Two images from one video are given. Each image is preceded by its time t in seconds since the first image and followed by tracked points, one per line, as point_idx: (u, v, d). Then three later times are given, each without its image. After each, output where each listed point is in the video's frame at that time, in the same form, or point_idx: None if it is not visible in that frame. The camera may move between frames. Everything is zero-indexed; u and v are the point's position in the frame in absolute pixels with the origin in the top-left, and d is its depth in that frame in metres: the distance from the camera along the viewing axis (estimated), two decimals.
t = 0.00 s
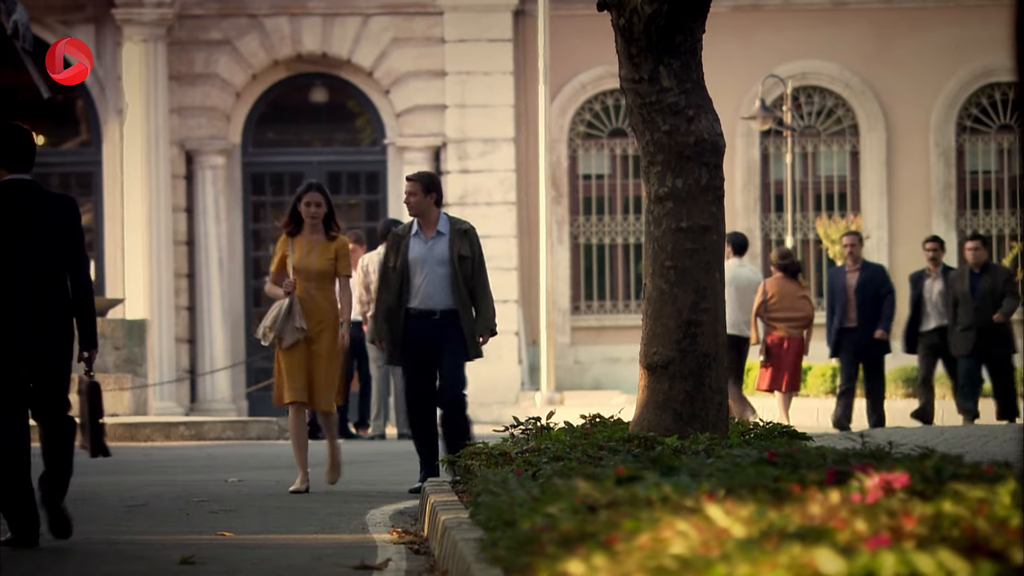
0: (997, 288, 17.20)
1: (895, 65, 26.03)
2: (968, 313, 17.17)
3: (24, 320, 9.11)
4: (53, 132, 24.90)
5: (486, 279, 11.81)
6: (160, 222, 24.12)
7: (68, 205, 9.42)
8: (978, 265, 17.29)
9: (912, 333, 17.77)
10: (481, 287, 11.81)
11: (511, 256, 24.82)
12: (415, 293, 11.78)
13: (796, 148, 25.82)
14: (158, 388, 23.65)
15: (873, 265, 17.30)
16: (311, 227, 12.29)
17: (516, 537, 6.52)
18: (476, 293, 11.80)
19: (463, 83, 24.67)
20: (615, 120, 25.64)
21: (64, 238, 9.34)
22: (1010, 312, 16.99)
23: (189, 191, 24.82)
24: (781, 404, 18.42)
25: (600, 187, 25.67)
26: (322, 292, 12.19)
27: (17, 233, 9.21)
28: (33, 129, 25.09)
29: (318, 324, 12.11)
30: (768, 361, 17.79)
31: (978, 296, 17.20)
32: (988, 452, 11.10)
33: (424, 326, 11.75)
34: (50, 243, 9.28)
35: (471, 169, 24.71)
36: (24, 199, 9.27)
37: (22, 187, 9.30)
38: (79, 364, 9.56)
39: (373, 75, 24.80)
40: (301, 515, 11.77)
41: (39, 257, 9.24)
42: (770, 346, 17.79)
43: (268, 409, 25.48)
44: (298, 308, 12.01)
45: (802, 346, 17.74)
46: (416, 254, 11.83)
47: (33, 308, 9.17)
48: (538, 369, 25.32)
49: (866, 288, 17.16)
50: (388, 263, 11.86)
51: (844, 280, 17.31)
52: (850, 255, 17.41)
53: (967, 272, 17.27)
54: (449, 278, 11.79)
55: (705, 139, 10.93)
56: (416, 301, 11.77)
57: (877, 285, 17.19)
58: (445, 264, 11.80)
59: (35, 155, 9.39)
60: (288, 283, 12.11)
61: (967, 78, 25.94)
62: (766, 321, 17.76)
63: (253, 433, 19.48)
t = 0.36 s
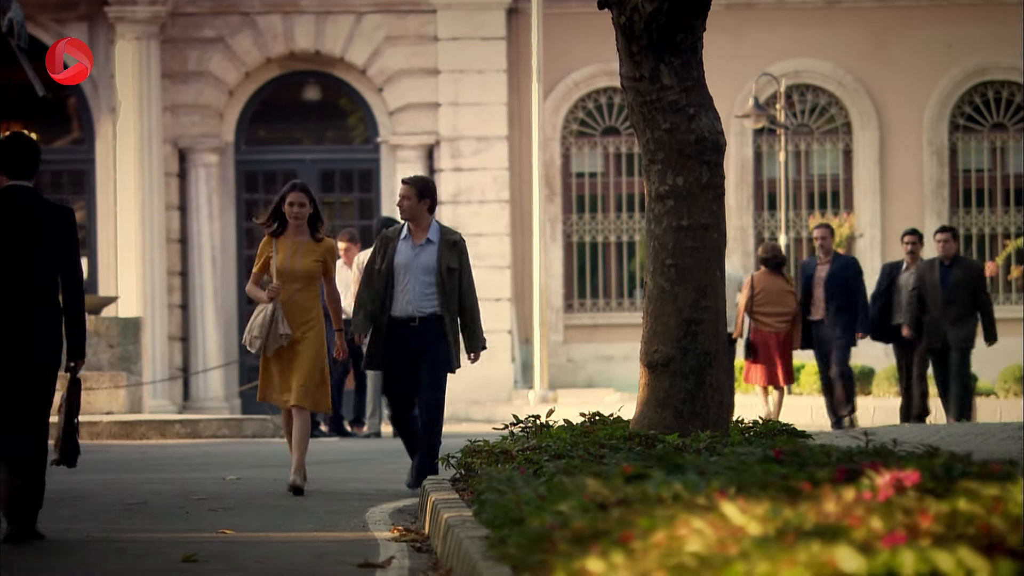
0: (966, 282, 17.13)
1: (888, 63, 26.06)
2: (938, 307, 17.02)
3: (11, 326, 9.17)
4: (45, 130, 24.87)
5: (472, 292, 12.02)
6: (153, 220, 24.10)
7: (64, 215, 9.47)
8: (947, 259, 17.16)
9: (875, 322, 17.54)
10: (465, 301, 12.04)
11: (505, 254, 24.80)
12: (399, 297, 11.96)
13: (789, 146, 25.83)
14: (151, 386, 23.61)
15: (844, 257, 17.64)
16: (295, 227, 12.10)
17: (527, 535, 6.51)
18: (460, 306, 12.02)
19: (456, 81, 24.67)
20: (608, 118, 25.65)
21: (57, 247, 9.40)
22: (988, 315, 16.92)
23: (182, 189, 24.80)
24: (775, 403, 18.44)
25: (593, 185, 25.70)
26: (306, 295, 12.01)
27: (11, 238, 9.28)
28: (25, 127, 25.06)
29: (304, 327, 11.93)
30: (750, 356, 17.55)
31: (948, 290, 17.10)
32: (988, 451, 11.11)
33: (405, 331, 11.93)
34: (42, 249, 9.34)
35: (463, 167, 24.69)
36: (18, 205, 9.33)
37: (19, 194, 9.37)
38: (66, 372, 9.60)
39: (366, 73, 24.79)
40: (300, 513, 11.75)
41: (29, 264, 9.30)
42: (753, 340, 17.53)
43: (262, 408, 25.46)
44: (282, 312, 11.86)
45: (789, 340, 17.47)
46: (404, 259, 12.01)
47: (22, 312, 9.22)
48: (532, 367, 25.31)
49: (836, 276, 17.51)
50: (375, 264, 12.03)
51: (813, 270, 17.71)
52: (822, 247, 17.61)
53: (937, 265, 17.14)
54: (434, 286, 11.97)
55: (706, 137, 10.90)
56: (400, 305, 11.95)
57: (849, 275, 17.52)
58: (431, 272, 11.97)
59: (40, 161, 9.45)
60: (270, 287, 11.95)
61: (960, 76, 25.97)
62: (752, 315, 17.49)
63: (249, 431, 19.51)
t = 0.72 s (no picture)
0: (942, 280, 16.87)
1: (886, 62, 26.09)
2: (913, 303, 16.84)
3: (9, 315, 9.52)
4: (43, 129, 24.86)
5: (457, 283, 11.86)
6: (152, 219, 24.08)
7: (65, 212, 9.77)
8: (925, 255, 16.96)
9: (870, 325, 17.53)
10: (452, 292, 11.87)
11: (503, 254, 24.78)
12: (386, 300, 11.86)
13: (788, 146, 25.83)
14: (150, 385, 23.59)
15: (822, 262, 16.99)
16: (287, 223, 12.20)
17: (541, 534, 6.50)
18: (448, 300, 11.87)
19: (455, 80, 24.68)
20: (606, 118, 25.68)
21: (58, 242, 9.70)
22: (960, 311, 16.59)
23: (181, 188, 24.79)
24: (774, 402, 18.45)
25: (591, 184, 25.71)
26: (298, 289, 12.12)
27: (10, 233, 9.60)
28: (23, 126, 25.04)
29: (295, 322, 12.01)
30: (741, 361, 17.67)
31: (924, 287, 16.89)
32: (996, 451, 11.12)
33: (397, 335, 11.84)
34: (42, 246, 9.65)
35: (462, 167, 24.70)
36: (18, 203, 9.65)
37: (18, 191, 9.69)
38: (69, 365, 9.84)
39: (365, 72, 24.77)
40: (304, 511, 11.72)
41: (28, 260, 9.62)
42: (742, 344, 17.67)
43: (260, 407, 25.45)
44: (275, 305, 11.94)
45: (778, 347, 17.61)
46: (387, 262, 11.91)
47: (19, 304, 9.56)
48: (530, 366, 25.31)
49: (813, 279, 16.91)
50: (360, 272, 11.98)
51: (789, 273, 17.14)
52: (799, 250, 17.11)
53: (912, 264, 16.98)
54: (419, 284, 11.86)
55: (711, 136, 10.90)
56: (388, 309, 11.86)
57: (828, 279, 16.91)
58: (416, 270, 11.88)
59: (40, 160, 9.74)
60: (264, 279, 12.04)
61: (958, 76, 25.99)
62: (742, 320, 17.65)
63: (250, 430, 19.47)
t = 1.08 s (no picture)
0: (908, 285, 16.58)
1: (886, 60, 26.11)
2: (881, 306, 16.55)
3: (13, 315, 9.50)
4: (43, 126, 24.85)
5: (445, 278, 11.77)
6: (152, 216, 24.07)
7: (61, 207, 9.80)
8: (893, 258, 16.72)
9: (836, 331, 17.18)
10: (437, 289, 11.78)
11: (504, 251, 24.77)
12: (372, 292, 11.68)
13: (788, 143, 25.83)
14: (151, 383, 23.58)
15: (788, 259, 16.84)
16: (271, 214, 11.79)
17: (554, 531, 6.49)
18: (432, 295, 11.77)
19: (455, 78, 24.66)
20: (606, 115, 25.70)
21: (56, 239, 9.72)
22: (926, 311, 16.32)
23: (181, 185, 24.78)
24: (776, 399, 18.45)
25: (591, 182, 25.71)
26: (282, 282, 11.69)
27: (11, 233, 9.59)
28: (23, 124, 25.04)
29: (279, 319, 11.62)
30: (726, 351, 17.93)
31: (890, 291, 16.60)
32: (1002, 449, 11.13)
33: (379, 326, 11.66)
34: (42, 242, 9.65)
35: (462, 164, 24.68)
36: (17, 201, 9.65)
37: (16, 190, 9.68)
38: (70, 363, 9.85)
39: (365, 69, 24.77)
40: (310, 509, 11.69)
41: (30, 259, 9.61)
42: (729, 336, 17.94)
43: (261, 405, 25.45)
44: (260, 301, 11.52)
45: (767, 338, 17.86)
46: (373, 250, 11.72)
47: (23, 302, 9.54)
48: (530, 363, 25.31)
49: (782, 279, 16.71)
50: (343, 258, 11.71)
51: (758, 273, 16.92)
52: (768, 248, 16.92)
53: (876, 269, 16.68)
54: (406, 276, 11.71)
55: (717, 134, 10.86)
56: (372, 299, 11.67)
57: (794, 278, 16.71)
58: (402, 262, 11.71)
59: (33, 157, 9.78)
60: (249, 273, 11.60)
61: (958, 74, 26.03)
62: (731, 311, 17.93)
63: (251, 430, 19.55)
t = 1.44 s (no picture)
0: (892, 281, 16.88)
1: (888, 60, 26.17)
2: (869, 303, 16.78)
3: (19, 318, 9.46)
4: (45, 125, 24.85)
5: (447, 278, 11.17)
6: (155, 214, 24.07)
7: (70, 219, 9.80)
8: (874, 256, 16.92)
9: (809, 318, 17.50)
10: (441, 291, 11.17)
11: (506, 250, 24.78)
12: (373, 289, 11.13)
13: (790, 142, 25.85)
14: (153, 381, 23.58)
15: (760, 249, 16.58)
16: (265, 217, 11.55)
17: (566, 531, 6.48)
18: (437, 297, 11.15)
19: (457, 77, 24.65)
20: (609, 114, 25.73)
21: (64, 247, 9.73)
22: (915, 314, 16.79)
23: (183, 183, 24.79)
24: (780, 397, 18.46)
25: (594, 181, 25.70)
26: (275, 286, 11.44)
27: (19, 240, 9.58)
28: (24, 123, 25.02)
29: (269, 322, 11.35)
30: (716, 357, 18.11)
31: (876, 289, 16.84)
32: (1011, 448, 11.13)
33: (381, 324, 11.11)
34: (51, 250, 9.67)
35: (464, 163, 24.67)
36: (26, 209, 9.64)
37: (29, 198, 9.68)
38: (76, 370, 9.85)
39: (367, 68, 24.77)
40: (316, 508, 11.66)
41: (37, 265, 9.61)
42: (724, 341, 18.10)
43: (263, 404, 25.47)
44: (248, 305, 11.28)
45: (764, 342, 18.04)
46: (376, 247, 11.19)
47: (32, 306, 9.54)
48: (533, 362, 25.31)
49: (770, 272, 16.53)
50: (346, 253, 11.21)
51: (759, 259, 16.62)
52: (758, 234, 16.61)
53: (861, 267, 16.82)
54: (409, 274, 11.14)
55: (725, 133, 10.83)
56: (373, 296, 11.12)
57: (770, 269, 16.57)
58: (406, 260, 11.14)
59: (51, 164, 9.79)
60: (237, 277, 11.39)
61: (960, 72, 26.09)
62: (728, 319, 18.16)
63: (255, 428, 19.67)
